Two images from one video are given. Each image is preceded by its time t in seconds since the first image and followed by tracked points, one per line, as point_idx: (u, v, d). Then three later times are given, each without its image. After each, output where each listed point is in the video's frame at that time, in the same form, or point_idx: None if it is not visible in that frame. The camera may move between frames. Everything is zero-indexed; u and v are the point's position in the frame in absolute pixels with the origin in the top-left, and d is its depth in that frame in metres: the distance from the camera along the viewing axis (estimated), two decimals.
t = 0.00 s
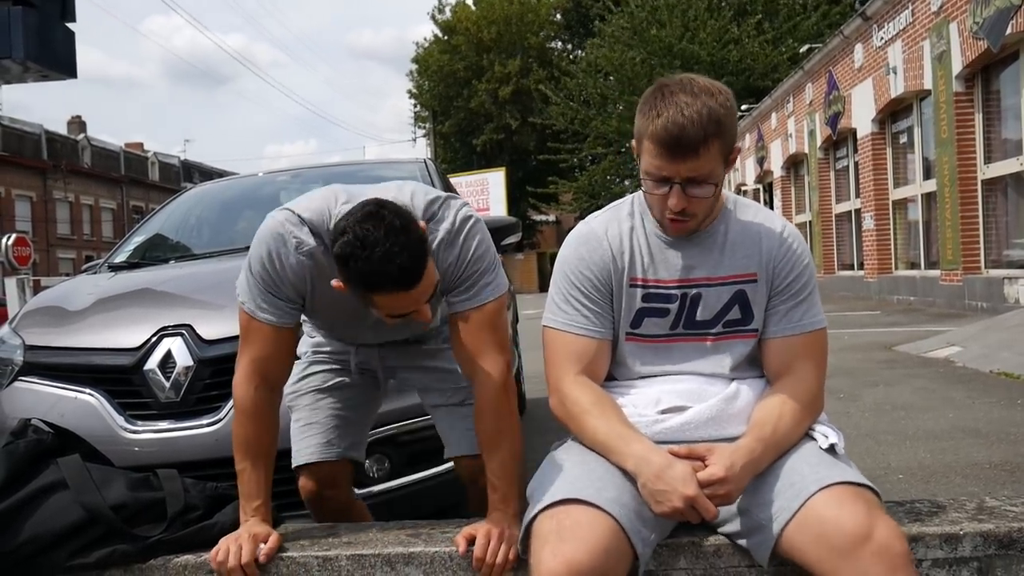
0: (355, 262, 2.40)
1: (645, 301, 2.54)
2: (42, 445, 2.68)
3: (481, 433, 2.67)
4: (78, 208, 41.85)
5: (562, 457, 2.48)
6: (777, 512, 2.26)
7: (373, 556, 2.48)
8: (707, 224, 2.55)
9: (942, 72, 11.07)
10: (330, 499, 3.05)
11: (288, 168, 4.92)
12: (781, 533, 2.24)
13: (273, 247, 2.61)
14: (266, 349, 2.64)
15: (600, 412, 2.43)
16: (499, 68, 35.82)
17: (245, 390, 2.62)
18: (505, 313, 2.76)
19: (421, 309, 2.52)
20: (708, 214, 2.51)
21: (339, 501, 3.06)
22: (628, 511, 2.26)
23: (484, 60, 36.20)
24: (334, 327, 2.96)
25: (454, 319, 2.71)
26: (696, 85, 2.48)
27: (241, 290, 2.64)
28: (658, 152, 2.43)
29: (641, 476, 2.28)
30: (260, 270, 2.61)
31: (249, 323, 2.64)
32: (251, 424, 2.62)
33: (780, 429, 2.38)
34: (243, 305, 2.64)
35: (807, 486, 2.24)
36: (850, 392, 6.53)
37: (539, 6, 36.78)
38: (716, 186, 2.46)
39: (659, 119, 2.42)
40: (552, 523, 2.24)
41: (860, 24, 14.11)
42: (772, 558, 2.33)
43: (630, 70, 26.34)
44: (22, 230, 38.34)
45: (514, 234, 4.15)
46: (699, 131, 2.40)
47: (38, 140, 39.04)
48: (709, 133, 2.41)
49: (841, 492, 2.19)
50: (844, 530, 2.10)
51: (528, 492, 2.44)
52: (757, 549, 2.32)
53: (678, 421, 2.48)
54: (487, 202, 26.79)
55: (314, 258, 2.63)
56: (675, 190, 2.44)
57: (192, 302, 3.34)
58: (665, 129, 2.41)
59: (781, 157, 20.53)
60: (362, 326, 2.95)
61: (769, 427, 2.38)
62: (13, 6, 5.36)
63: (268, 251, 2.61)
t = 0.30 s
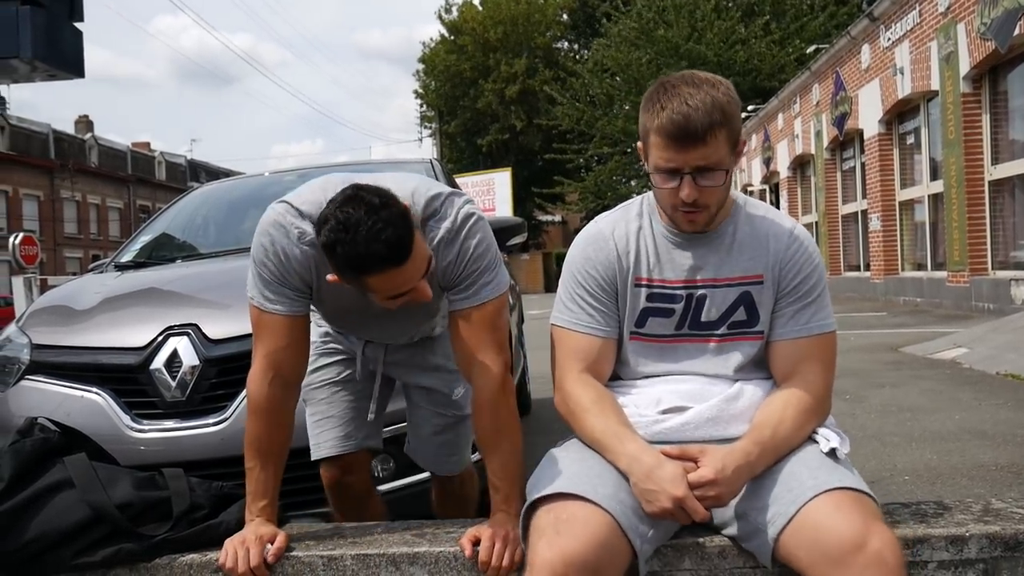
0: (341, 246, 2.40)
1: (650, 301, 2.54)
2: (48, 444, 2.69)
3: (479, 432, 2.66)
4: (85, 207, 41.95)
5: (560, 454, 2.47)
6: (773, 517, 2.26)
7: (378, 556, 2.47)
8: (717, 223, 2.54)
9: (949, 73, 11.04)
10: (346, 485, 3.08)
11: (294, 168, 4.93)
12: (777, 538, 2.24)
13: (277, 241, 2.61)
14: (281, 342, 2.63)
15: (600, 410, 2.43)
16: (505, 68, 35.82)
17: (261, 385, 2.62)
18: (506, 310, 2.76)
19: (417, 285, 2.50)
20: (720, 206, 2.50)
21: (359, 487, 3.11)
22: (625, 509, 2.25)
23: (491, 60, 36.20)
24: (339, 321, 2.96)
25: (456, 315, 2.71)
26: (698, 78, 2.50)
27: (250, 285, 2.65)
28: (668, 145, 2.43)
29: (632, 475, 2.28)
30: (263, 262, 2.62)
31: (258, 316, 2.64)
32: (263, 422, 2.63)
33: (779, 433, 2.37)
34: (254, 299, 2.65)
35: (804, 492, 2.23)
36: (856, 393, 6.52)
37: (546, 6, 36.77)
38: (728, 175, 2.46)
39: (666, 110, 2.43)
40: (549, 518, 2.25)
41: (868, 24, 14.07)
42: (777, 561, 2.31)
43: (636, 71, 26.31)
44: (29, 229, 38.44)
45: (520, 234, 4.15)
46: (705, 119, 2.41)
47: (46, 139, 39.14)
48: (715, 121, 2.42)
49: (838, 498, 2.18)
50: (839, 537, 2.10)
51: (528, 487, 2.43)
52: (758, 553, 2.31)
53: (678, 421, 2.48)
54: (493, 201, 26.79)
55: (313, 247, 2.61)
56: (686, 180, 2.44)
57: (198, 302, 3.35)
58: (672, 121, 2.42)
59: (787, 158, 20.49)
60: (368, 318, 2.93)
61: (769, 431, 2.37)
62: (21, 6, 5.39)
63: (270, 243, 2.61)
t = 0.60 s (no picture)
0: (357, 225, 2.42)
1: (651, 301, 2.54)
2: (51, 444, 2.69)
3: (484, 433, 2.68)
4: (88, 207, 41.98)
5: (562, 455, 2.48)
6: (777, 517, 2.26)
7: (380, 556, 2.48)
8: (718, 224, 2.55)
9: (953, 74, 11.02)
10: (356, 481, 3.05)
11: (296, 168, 4.93)
12: (782, 536, 2.24)
13: (291, 246, 2.67)
14: (292, 342, 2.67)
15: (600, 410, 2.43)
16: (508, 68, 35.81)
17: (270, 386, 2.63)
18: (515, 314, 2.76)
19: (433, 266, 2.51)
20: (725, 204, 2.50)
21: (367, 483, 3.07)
22: (628, 508, 2.25)
23: (493, 61, 36.20)
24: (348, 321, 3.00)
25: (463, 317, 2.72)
26: (706, 76, 2.50)
27: (263, 288, 2.70)
28: (676, 140, 2.43)
29: (633, 476, 2.28)
30: (279, 264, 2.67)
31: (271, 315, 2.68)
32: (274, 421, 2.64)
33: (779, 434, 2.37)
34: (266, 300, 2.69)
35: (810, 491, 2.23)
36: (858, 394, 6.51)
37: (548, 7, 36.74)
38: (733, 171, 2.46)
39: (674, 106, 2.43)
40: (556, 517, 2.25)
41: (871, 26, 14.05)
42: (779, 562, 2.32)
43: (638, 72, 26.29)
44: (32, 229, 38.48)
45: (522, 235, 4.15)
46: (713, 114, 2.41)
47: (49, 139, 39.15)
48: (722, 118, 2.42)
49: (848, 500, 2.18)
50: (852, 539, 2.08)
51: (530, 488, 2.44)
52: (760, 554, 2.31)
53: (679, 422, 2.47)
54: (495, 202, 26.78)
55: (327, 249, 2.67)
56: (693, 176, 2.43)
57: (200, 302, 3.35)
58: (680, 117, 2.42)
59: (790, 159, 20.47)
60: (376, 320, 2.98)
61: (769, 432, 2.36)
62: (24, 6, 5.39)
63: (284, 248, 2.67)
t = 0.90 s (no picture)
0: (366, 213, 2.45)
1: (659, 302, 2.53)
2: (53, 445, 2.69)
3: (489, 434, 2.67)
4: (89, 208, 42.01)
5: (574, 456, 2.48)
6: (788, 512, 2.25)
7: (380, 558, 2.47)
8: (725, 224, 2.54)
9: (954, 75, 11.01)
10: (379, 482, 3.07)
11: (298, 169, 4.93)
12: (793, 532, 2.23)
13: (304, 249, 2.71)
14: (307, 343, 2.69)
15: (612, 412, 2.43)
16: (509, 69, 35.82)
17: (284, 387, 2.64)
18: (523, 316, 2.76)
19: (439, 255, 2.50)
20: (730, 203, 2.50)
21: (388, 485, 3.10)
22: (640, 512, 2.25)
23: (494, 61, 36.20)
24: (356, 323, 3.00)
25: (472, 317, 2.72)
26: (721, 75, 2.50)
27: (276, 291, 2.73)
28: (685, 136, 2.44)
29: (653, 479, 2.28)
30: (291, 264, 2.70)
31: (283, 313, 2.70)
32: (284, 423, 2.64)
33: (792, 431, 2.37)
34: (279, 303, 2.72)
35: (821, 487, 2.23)
36: (860, 395, 6.50)
37: (549, 7, 36.74)
38: (742, 171, 2.46)
39: (684, 104, 2.43)
40: (565, 526, 2.23)
41: (872, 26, 14.05)
42: (782, 560, 2.32)
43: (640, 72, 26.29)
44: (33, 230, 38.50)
45: (524, 236, 4.15)
46: (725, 113, 2.41)
47: (50, 140, 39.16)
48: (735, 117, 2.42)
49: (855, 493, 2.19)
50: (859, 529, 2.10)
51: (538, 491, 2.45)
52: (767, 550, 2.30)
53: (688, 422, 2.48)
54: (496, 203, 26.78)
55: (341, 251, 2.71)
56: (700, 174, 2.43)
57: (203, 303, 3.35)
58: (692, 114, 2.42)
59: (791, 160, 20.48)
60: (386, 327, 2.98)
61: (782, 429, 2.37)
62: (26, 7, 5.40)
63: (297, 250, 2.71)
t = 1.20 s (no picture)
0: (364, 211, 2.44)
1: (662, 301, 2.53)
2: (53, 444, 2.69)
3: (487, 432, 2.68)
4: (90, 207, 42.02)
5: (570, 454, 2.48)
6: (782, 518, 2.26)
7: (381, 557, 2.47)
8: (731, 225, 2.54)
9: (955, 75, 11.01)
10: (386, 472, 3.13)
11: (298, 169, 4.93)
12: (786, 538, 2.23)
13: (300, 248, 2.70)
14: (303, 343, 2.69)
15: (610, 411, 2.43)
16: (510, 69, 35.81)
17: (280, 386, 2.64)
18: (520, 315, 2.77)
19: (438, 249, 2.51)
20: (735, 206, 2.50)
21: (396, 477, 3.15)
22: (632, 513, 2.25)
23: (495, 62, 36.22)
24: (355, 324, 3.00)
25: (470, 316, 2.72)
26: (725, 77, 2.49)
27: (272, 290, 2.72)
28: (690, 139, 2.43)
29: (644, 479, 2.28)
30: (288, 263, 2.69)
31: (279, 312, 2.70)
32: (281, 422, 2.64)
33: (791, 434, 2.36)
34: (275, 302, 2.71)
35: (813, 493, 2.22)
36: (860, 396, 6.50)
37: (550, 7, 36.76)
38: (747, 172, 2.45)
39: (688, 106, 2.43)
40: (556, 523, 2.24)
41: (873, 27, 14.06)
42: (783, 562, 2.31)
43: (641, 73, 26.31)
44: (34, 230, 38.49)
45: (524, 235, 4.15)
46: (728, 115, 2.41)
47: (51, 140, 39.15)
48: (738, 120, 2.42)
49: (849, 501, 2.17)
50: (845, 538, 2.10)
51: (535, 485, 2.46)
52: (765, 554, 2.31)
53: (687, 423, 2.48)
54: (497, 203, 26.78)
55: (339, 250, 2.70)
56: (704, 176, 2.43)
57: (203, 303, 3.35)
58: (696, 117, 2.42)
59: (792, 160, 20.49)
60: (384, 326, 2.98)
61: (780, 433, 2.36)
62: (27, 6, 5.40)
63: (293, 250, 2.71)
